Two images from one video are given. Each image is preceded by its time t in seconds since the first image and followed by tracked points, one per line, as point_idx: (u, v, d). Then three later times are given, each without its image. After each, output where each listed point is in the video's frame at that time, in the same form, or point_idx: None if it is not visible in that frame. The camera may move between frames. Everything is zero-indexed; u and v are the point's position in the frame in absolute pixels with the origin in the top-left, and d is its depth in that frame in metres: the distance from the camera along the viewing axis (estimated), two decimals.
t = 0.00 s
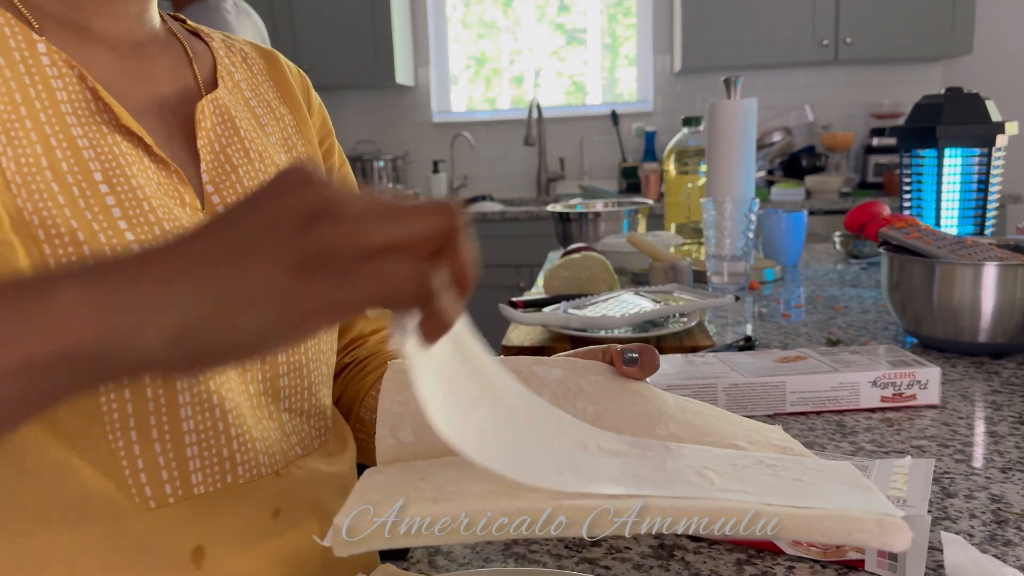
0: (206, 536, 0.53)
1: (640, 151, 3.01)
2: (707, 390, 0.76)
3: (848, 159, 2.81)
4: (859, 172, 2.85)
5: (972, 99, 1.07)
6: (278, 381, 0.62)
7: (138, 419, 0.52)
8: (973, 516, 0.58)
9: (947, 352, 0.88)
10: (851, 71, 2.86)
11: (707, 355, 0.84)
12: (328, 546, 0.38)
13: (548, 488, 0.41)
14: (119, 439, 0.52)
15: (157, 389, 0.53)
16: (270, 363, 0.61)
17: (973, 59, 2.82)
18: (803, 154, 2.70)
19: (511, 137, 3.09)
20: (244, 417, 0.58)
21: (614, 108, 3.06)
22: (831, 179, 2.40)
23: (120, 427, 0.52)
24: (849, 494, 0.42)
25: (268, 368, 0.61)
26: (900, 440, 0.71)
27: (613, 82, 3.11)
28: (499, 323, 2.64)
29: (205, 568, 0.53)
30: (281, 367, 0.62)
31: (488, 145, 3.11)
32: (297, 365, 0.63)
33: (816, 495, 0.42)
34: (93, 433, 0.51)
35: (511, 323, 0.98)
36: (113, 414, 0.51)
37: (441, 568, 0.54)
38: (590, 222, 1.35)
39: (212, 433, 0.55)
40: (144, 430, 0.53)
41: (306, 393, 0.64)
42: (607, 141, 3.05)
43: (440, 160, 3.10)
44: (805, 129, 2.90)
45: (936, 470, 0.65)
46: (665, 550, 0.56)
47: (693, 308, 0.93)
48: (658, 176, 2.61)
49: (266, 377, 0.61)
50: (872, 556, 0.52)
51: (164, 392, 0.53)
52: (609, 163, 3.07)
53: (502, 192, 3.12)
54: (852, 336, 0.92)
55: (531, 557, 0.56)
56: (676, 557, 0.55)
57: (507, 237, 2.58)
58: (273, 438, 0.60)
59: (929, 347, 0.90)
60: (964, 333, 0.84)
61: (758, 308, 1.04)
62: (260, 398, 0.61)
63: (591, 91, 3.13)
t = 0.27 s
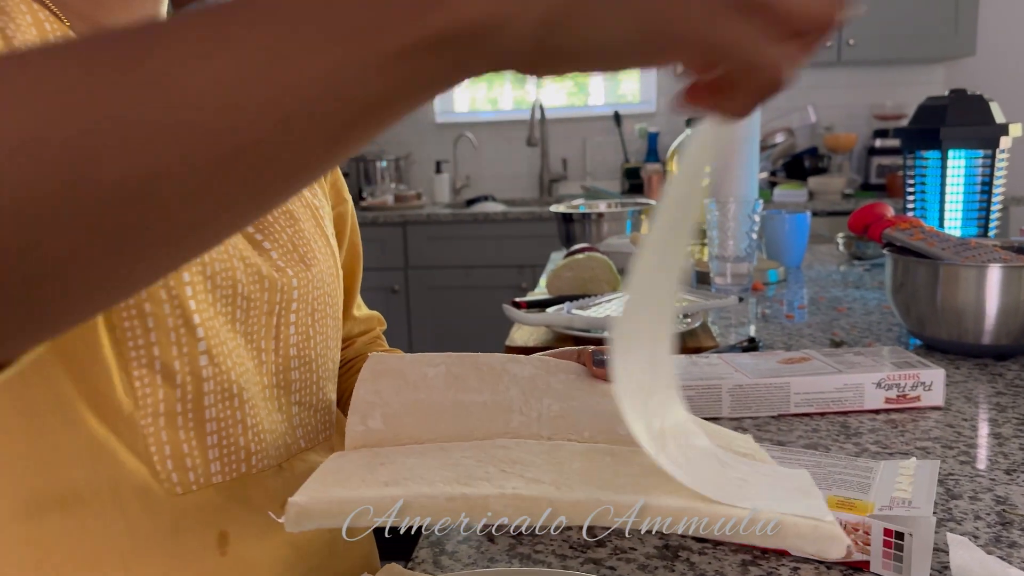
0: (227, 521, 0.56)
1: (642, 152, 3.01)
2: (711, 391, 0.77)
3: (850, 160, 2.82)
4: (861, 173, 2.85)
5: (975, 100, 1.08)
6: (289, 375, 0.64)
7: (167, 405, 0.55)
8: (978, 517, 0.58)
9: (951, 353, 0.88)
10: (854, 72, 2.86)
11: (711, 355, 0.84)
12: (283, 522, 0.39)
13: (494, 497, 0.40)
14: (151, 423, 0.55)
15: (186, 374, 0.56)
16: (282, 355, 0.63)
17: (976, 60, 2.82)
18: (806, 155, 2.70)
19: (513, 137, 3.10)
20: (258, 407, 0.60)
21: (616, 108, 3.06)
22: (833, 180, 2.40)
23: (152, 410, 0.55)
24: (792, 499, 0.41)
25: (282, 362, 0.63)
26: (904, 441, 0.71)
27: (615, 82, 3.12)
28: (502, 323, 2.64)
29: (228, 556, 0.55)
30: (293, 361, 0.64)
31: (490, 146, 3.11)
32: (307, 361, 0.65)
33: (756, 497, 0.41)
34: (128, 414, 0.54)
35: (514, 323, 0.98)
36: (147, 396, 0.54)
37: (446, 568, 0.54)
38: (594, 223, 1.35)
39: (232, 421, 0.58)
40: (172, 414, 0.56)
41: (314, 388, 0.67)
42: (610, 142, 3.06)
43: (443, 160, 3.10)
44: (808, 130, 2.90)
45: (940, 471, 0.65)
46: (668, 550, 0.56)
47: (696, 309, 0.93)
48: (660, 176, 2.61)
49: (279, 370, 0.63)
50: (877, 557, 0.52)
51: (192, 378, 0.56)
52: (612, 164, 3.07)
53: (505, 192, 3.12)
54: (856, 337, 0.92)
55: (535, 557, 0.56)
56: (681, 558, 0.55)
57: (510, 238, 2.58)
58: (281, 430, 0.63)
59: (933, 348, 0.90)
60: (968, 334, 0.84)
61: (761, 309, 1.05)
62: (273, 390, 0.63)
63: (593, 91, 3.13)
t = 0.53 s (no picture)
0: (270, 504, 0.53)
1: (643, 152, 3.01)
2: (715, 390, 0.76)
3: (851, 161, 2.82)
4: (861, 175, 2.85)
5: (980, 102, 1.07)
6: (310, 366, 0.60)
7: (240, 383, 0.51)
8: (985, 518, 0.58)
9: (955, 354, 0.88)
10: (855, 74, 2.86)
11: (715, 355, 0.84)
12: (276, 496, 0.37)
13: (478, 472, 0.37)
14: (220, 404, 0.50)
15: (246, 357, 0.51)
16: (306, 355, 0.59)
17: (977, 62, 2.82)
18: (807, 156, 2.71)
19: (514, 137, 3.09)
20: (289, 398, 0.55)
21: (617, 109, 3.06)
22: (834, 181, 2.40)
23: (227, 389, 0.50)
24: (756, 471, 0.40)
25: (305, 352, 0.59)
26: (910, 442, 0.70)
27: (616, 82, 3.13)
28: (502, 323, 2.64)
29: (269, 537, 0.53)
30: (314, 351, 0.60)
31: (491, 145, 3.11)
32: (324, 351, 0.61)
33: (720, 470, 0.40)
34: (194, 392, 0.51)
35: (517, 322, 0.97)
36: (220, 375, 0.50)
37: (450, 566, 0.54)
38: (596, 222, 1.35)
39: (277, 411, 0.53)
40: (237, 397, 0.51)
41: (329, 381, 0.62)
42: (611, 142, 3.06)
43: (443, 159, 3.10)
44: (809, 132, 2.90)
45: (946, 472, 0.65)
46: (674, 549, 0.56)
47: (700, 308, 0.93)
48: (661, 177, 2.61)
49: (302, 361, 0.59)
50: (884, 557, 0.51)
51: (253, 360, 0.51)
52: (613, 164, 3.07)
53: (505, 192, 3.12)
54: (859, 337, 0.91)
55: (541, 556, 0.55)
56: (687, 557, 0.54)
57: (511, 237, 2.57)
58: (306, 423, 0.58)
59: (936, 348, 0.90)
60: (972, 335, 0.84)
61: (764, 309, 1.04)
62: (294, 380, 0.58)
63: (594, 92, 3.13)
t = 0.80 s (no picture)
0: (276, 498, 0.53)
1: (642, 153, 3.02)
2: (713, 393, 0.77)
3: (850, 163, 2.82)
4: (860, 176, 2.86)
5: (976, 105, 1.07)
6: (315, 362, 0.60)
7: (252, 382, 0.52)
8: (979, 522, 0.58)
9: (951, 357, 0.88)
10: (854, 76, 2.86)
11: (712, 357, 0.84)
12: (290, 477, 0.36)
13: (489, 451, 0.37)
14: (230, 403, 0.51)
15: (258, 356, 0.53)
16: (313, 352, 0.60)
17: (976, 65, 2.82)
18: (806, 158, 2.71)
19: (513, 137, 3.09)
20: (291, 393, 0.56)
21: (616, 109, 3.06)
22: (832, 183, 2.40)
23: (240, 391, 0.52)
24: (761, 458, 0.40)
25: (310, 351, 0.59)
26: (905, 445, 0.71)
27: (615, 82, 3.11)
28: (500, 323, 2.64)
29: (279, 536, 0.53)
30: (319, 350, 0.60)
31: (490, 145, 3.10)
32: (329, 349, 0.62)
33: (728, 454, 0.40)
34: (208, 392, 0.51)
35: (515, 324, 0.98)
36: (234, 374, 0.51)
37: (447, 568, 0.54)
38: (594, 223, 1.35)
39: (284, 407, 0.55)
40: (249, 397, 0.52)
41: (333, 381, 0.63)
42: (609, 142, 3.06)
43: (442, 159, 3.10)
44: (809, 133, 2.91)
45: (941, 475, 0.65)
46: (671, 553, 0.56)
47: (698, 310, 0.94)
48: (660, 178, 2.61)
49: (308, 359, 0.59)
50: (879, 560, 0.51)
51: (261, 359, 0.53)
52: (612, 164, 3.07)
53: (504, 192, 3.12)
54: (856, 341, 0.92)
55: (538, 559, 0.55)
56: (682, 560, 0.55)
57: (509, 238, 2.57)
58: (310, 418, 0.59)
59: (933, 352, 0.90)
60: (968, 339, 0.84)
61: (761, 312, 1.05)
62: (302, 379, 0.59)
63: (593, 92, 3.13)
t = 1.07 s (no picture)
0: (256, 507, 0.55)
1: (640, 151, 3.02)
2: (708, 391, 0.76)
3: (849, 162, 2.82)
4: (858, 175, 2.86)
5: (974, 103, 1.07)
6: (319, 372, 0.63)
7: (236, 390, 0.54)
8: (975, 521, 0.58)
9: (949, 357, 0.88)
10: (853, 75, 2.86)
11: (708, 355, 0.84)
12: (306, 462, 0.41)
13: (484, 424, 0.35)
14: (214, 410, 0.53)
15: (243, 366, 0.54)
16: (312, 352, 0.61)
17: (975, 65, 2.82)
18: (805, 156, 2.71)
19: (511, 134, 3.09)
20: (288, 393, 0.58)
21: (615, 107, 3.06)
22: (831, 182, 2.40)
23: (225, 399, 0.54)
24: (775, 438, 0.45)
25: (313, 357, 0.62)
26: (902, 444, 0.70)
27: (613, 78, 3.10)
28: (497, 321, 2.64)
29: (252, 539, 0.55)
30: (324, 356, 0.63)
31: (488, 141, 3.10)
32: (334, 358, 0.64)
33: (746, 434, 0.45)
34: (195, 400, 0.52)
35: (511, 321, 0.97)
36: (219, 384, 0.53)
37: (438, 567, 0.54)
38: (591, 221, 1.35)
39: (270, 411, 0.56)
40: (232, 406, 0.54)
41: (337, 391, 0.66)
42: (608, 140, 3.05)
43: (440, 155, 3.10)
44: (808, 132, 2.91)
45: (937, 474, 0.65)
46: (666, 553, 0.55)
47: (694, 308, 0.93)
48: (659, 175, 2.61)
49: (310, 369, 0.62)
50: (874, 560, 0.51)
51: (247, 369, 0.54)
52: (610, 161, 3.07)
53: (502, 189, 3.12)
54: (853, 340, 0.91)
55: (530, 558, 0.55)
56: (676, 559, 0.54)
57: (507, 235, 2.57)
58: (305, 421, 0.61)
59: (931, 351, 0.89)
60: (966, 338, 0.84)
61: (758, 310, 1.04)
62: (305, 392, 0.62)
63: (591, 89, 3.12)
